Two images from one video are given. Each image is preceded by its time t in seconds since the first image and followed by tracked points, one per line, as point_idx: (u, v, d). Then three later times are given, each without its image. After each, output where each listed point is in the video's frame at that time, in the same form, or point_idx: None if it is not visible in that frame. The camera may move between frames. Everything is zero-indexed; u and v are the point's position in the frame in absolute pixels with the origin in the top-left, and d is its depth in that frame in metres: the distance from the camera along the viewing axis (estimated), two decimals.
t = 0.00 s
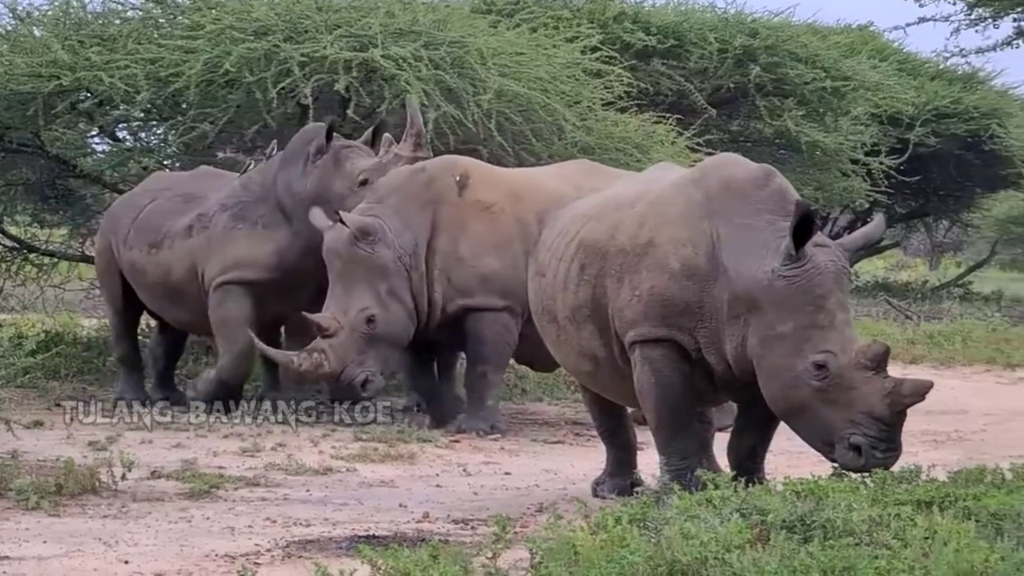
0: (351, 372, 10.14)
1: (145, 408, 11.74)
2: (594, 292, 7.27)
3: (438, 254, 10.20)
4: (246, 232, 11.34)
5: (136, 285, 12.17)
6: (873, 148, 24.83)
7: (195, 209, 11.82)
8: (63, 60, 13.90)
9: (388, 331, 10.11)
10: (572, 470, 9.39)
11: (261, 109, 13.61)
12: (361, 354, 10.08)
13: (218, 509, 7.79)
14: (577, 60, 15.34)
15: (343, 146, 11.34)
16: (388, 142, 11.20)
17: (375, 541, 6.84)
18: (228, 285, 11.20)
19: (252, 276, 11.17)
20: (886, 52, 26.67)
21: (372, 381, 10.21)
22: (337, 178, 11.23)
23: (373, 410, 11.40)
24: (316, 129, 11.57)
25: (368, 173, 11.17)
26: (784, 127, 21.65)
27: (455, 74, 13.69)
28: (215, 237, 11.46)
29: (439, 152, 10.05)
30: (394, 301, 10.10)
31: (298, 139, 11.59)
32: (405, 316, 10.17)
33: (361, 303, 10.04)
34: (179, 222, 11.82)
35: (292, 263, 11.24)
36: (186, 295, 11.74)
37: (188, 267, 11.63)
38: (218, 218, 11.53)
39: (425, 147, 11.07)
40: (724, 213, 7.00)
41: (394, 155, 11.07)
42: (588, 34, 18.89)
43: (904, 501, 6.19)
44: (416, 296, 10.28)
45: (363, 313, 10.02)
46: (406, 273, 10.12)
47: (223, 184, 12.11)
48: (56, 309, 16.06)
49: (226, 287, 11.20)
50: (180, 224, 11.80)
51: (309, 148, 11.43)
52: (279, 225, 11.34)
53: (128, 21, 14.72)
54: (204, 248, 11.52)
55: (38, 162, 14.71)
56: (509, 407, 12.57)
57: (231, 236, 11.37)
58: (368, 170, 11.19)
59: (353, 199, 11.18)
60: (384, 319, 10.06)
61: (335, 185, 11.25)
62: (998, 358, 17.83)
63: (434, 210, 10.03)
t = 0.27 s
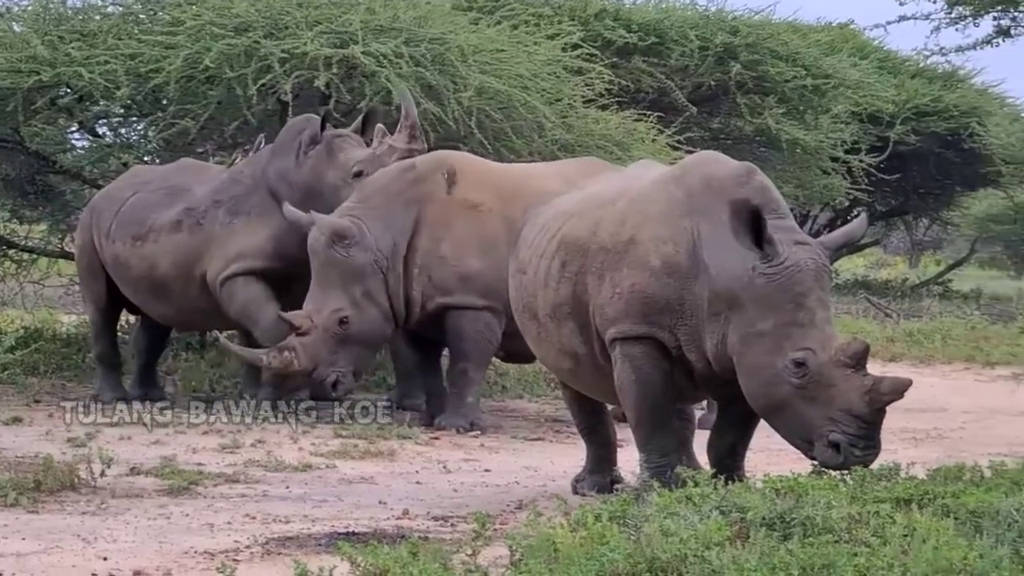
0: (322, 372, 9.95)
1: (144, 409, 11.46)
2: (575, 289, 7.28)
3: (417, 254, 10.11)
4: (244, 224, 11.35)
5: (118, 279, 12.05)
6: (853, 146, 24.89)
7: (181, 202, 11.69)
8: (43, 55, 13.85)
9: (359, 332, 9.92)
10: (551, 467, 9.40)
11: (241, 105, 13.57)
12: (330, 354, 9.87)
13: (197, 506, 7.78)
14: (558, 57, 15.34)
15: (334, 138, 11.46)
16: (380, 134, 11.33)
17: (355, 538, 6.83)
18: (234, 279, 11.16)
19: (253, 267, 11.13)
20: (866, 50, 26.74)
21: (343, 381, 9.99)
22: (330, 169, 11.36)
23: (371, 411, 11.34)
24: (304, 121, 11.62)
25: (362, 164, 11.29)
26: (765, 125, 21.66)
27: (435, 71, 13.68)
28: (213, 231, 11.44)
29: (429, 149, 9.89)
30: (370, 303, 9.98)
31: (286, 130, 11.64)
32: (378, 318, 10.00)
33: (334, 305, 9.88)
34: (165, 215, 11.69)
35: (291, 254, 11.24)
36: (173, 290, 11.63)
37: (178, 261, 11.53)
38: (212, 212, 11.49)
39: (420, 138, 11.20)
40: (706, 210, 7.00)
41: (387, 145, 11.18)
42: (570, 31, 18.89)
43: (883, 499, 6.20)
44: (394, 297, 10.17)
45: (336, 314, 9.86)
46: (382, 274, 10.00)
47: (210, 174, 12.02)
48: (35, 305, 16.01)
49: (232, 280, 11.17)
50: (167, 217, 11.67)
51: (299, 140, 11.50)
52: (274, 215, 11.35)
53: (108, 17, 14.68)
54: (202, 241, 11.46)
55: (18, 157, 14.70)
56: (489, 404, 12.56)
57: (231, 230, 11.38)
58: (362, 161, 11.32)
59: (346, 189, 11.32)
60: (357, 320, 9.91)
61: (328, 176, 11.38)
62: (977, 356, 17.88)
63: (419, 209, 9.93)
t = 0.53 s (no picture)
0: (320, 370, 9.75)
1: (146, 408, 11.27)
2: (564, 287, 7.27)
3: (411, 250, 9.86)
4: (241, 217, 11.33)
5: (109, 273, 12.02)
6: (842, 145, 24.91)
7: (172, 195, 11.65)
8: (30, 51, 13.82)
9: (356, 330, 9.68)
10: (539, 465, 9.39)
11: (229, 101, 13.53)
12: (327, 351, 9.67)
13: (184, 503, 7.76)
14: (547, 55, 15.33)
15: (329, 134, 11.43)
16: (376, 132, 11.31)
17: (342, 535, 6.82)
18: (238, 267, 11.12)
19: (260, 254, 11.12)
20: (856, 49, 26.76)
21: (342, 378, 9.81)
22: (326, 166, 11.33)
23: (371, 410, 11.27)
24: (296, 116, 11.58)
25: (358, 163, 11.25)
26: (754, 123, 21.63)
27: (424, 68, 13.66)
28: (211, 224, 11.41)
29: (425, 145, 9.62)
30: (365, 299, 9.72)
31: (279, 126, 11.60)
32: (376, 314, 9.77)
33: (330, 302, 9.65)
34: (157, 209, 11.64)
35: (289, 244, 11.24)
36: (166, 285, 11.59)
37: (173, 255, 11.48)
38: (208, 205, 11.45)
39: (418, 136, 11.18)
40: (696, 208, 6.99)
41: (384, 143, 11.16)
42: (559, 28, 18.88)
43: (871, 498, 6.21)
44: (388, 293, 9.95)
45: (332, 311, 9.63)
46: (377, 271, 9.76)
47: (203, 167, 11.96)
48: (21, 302, 15.98)
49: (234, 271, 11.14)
50: (159, 211, 11.62)
51: (293, 136, 11.47)
52: (270, 207, 11.31)
53: (96, 13, 14.65)
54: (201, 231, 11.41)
55: (4, 154, 14.63)
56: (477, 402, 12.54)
57: (229, 223, 11.35)
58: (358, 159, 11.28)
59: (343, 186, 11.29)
60: (353, 317, 9.66)
61: (324, 172, 11.35)
62: (965, 355, 17.89)
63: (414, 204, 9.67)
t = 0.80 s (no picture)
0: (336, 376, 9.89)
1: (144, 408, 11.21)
2: (560, 286, 7.26)
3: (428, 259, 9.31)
4: (244, 212, 11.31)
5: (110, 269, 12.01)
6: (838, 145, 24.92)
7: (175, 191, 11.63)
8: (27, 49, 13.81)
9: (376, 337, 9.75)
10: (535, 464, 9.40)
11: (225, 100, 13.51)
12: (345, 358, 9.79)
13: (180, 501, 7.76)
14: (544, 53, 15.33)
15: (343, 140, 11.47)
16: (393, 139, 11.21)
17: (338, 533, 6.82)
18: (241, 265, 11.11)
19: (267, 253, 11.15)
20: (853, 48, 26.77)
21: (358, 385, 9.92)
22: (340, 171, 11.34)
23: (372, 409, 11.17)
24: (312, 120, 11.63)
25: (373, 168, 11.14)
26: (751, 123, 21.61)
27: (421, 67, 13.66)
28: (213, 219, 11.39)
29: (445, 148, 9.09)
30: (384, 306, 9.65)
31: (289, 127, 11.62)
32: (396, 322, 9.71)
33: (349, 308, 9.73)
34: (159, 205, 11.63)
35: (295, 246, 11.29)
36: (168, 281, 11.59)
37: (176, 250, 11.47)
38: (211, 201, 11.42)
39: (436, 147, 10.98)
40: (692, 207, 7.00)
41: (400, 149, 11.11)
42: (555, 27, 18.88)
43: (867, 497, 6.22)
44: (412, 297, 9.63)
45: (350, 318, 9.73)
46: (397, 276, 9.48)
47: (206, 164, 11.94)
48: (17, 299, 15.97)
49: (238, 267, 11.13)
50: (162, 206, 11.60)
51: (305, 141, 11.53)
52: (277, 206, 11.33)
53: (93, 11, 14.63)
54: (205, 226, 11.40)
55: None
56: (471, 401, 12.55)
57: (231, 218, 11.33)
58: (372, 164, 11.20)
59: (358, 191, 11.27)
60: (371, 325, 9.71)
61: (337, 177, 11.36)
62: (961, 355, 17.91)
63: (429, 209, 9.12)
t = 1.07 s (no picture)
0: (361, 386, 9.15)
1: (133, 407, 11.21)
2: (548, 284, 7.27)
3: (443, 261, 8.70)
4: (236, 222, 11.24)
5: (105, 274, 12.02)
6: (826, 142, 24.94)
7: (169, 197, 11.63)
8: (15, 49, 13.79)
9: (396, 345, 9.07)
10: (524, 462, 9.40)
11: (214, 99, 13.48)
12: (366, 367, 9.09)
13: (170, 500, 7.75)
14: (532, 52, 15.33)
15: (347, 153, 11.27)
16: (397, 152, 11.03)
17: (328, 532, 6.83)
18: (231, 284, 11.13)
19: (257, 270, 11.09)
20: (841, 46, 26.79)
21: (387, 392, 9.17)
22: (342, 184, 11.14)
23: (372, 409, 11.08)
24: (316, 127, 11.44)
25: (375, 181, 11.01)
26: (739, 120, 21.63)
27: (409, 65, 13.66)
28: (205, 227, 11.35)
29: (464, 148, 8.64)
30: (401, 313, 8.98)
31: (290, 135, 11.43)
32: (414, 328, 9.04)
33: (364, 318, 9.11)
34: (154, 211, 11.64)
35: (290, 261, 11.21)
36: (162, 285, 11.60)
37: (170, 257, 11.49)
38: (204, 209, 11.37)
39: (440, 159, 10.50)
40: (681, 206, 7.01)
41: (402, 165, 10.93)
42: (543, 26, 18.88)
43: (856, 495, 6.24)
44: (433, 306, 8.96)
45: (366, 327, 9.09)
46: (412, 284, 8.87)
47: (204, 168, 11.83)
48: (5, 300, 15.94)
49: (230, 281, 11.13)
50: (157, 213, 11.61)
51: (307, 151, 11.35)
52: (272, 217, 11.23)
53: (80, 11, 14.61)
54: (198, 235, 11.38)
55: None
56: (460, 399, 12.54)
57: (223, 228, 11.28)
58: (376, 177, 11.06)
59: (359, 205, 11.07)
60: (389, 332, 9.05)
61: (340, 190, 11.15)
62: (950, 352, 17.94)
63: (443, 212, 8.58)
